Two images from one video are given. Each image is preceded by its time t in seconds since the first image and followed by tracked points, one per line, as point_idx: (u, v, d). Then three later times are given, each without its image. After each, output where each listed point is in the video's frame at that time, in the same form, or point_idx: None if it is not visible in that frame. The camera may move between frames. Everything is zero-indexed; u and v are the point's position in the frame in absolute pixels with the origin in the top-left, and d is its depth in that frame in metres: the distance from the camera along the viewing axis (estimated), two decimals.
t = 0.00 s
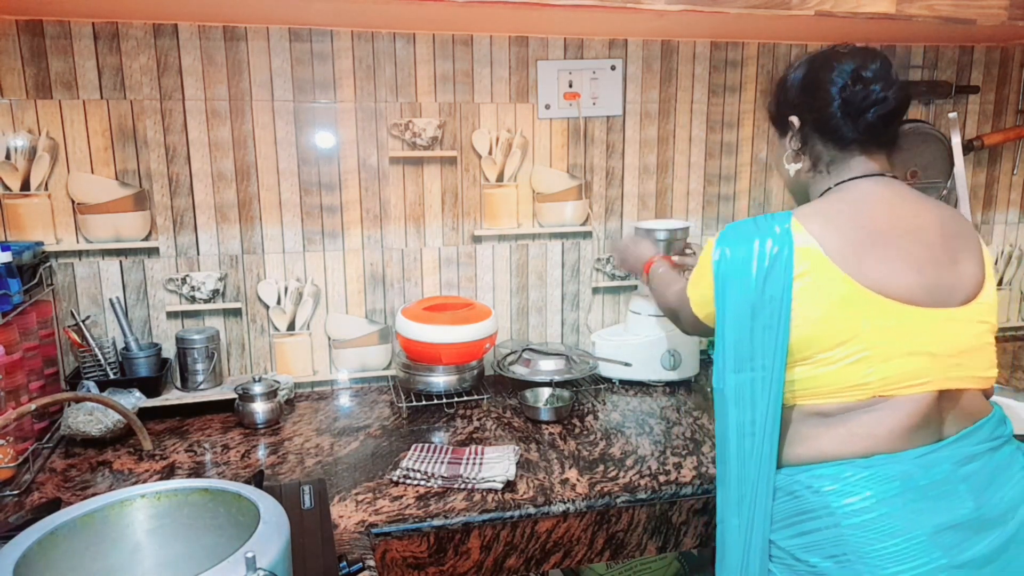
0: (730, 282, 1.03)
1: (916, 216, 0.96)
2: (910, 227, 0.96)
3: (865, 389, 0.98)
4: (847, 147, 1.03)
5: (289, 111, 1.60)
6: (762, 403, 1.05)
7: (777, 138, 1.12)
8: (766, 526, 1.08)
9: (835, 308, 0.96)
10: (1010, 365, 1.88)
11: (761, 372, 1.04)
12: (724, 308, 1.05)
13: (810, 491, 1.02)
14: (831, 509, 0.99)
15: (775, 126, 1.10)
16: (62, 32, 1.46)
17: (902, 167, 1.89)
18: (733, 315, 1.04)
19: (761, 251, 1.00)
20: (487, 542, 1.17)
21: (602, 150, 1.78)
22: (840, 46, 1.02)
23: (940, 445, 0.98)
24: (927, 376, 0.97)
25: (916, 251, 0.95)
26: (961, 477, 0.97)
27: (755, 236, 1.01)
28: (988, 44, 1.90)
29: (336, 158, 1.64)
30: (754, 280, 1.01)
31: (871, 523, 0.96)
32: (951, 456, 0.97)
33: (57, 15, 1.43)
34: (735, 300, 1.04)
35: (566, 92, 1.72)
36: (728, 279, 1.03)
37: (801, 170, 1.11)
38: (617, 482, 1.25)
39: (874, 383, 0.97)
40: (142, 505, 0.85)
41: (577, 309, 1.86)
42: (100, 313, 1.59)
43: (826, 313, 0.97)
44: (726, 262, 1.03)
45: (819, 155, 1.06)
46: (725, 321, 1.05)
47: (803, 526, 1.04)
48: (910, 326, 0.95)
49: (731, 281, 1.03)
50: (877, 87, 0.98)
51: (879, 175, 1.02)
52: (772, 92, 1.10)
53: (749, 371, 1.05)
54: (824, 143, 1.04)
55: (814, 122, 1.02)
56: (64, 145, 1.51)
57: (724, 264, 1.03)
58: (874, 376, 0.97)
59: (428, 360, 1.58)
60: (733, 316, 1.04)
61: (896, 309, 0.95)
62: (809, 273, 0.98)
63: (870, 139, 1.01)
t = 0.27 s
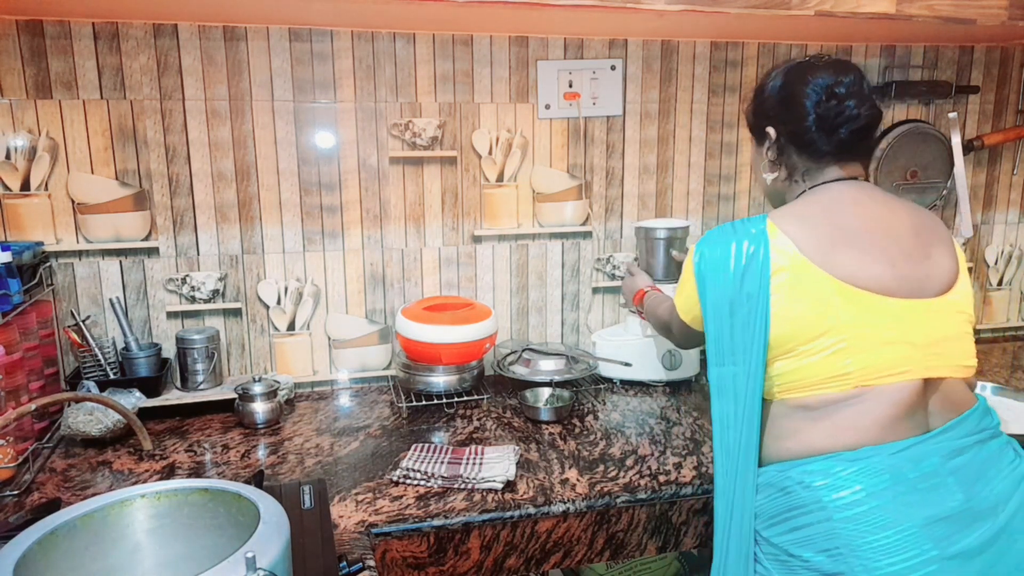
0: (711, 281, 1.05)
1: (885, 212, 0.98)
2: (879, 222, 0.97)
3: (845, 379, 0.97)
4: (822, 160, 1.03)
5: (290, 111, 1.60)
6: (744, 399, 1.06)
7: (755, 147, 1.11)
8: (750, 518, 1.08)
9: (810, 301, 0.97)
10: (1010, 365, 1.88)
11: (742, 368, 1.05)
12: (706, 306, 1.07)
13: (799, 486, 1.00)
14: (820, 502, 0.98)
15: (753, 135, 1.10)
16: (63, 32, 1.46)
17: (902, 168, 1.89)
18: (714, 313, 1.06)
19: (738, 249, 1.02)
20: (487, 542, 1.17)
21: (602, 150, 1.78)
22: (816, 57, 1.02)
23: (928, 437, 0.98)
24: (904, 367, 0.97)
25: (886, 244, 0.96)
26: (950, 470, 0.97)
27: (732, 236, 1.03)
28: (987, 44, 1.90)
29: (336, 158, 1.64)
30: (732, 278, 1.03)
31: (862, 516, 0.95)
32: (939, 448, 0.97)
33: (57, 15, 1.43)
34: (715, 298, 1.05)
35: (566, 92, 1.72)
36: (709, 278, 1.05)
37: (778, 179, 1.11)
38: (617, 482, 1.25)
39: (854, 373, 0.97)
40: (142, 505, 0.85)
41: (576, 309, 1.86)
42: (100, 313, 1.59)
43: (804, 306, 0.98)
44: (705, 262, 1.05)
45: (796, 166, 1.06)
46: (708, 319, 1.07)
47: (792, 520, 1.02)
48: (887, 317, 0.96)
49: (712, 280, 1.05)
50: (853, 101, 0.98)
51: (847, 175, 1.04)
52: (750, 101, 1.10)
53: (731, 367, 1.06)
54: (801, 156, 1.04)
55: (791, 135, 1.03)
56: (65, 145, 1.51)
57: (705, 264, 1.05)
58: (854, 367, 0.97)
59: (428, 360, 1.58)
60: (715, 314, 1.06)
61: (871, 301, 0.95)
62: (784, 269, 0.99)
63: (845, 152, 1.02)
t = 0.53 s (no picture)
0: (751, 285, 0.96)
1: (929, 215, 0.94)
2: (922, 225, 0.93)
3: (882, 392, 0.96)
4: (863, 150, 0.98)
5: (289, 111, 1.60)
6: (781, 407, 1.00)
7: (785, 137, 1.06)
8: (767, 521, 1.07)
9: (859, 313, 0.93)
10: (1010, 365, 1.88)
11: (781, 375, 0.99)
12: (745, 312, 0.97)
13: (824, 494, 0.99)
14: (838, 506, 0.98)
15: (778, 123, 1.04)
16: (63, 32, 1.46)
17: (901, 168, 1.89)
18: (755, 318, 0.97)
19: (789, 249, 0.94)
20: (487, 542, 1.17)
21: (602, 150, 1.78)
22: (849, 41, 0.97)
23: (949, 445, 0.98)
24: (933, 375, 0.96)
25: (933, 251, 0.93)
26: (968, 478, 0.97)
27: (779, 236, 0.95)
28: (987, 44, 1.90)
29: (336, 158, 1.64)
30: (781, 282, 0.95)
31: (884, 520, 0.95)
32: (960, 457, 0.98)
33: (57, 15, 1.43)
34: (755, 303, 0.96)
35: (566, 92, 1.72)
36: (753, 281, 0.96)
37: (813, 170, 1.05)
38: (617, 482, 1.25)
39: (892, 387, 0.95)
40: (142, 505, 0.85)
41: (576, 309, 1.86)
42: (100, 313, 1.59)
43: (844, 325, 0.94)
44: (749, 263, 0.96)
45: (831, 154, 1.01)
46: (746, 326, 0.98)
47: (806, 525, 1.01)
48: (930, 333, 0.93)
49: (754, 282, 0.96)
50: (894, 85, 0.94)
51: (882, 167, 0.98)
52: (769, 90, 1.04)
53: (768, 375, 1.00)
54: (839, 145, 0.99)
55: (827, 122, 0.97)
56: (64, 145, 1.51)
57: (747, 265, 0.96)
58: (892, 381, 0.95)
59: (428, 359, 1.58)
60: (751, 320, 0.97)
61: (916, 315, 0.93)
62: (838, 275, 0.93)
63: (888, 141, 0.97)
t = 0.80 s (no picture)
0: (880, 319, 0.85)
1: None
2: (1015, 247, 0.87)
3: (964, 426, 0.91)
4: (934, 135, 0.89)
5: (290, 112, 1.60)
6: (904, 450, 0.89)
7: (831, 147, 0.96)
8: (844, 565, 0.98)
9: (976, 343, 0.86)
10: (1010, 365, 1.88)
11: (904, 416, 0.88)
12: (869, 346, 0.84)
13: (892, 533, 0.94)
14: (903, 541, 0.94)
15: (828, 131, 0.94)
16: (62, 32, 1.46)
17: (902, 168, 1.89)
18: (885, 353, 0.85)
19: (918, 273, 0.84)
20: (487, 542, 1.17)
21: (602, 150, 1.78)
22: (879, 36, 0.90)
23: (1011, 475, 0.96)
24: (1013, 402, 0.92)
25: None
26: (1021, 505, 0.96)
27: (904, 260, 0.85)
28: (988, 44, 1.90)
29: (336, 158, 1.64)
30: (913, 309, 0.84)
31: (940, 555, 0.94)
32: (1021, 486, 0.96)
33: (57, 15, 1.43)
34: (876, 337, 0.85)
35: (566, 92, 1.72)
36: (883, 313, 0.84)
37: (876, 170, 0.94)
38: (617, 482, 1.25)
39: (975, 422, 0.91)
40: (142, 505, 0.85)
41: (577, 309, 1.86)
42: (100, 313, 1.59)
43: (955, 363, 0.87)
44: (876, 293, 0.84)
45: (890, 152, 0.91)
46: (873, 364, 0.85)
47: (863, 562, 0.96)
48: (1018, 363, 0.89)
49: (880, 313, 0.85)
50: (948, 61, 0.86)
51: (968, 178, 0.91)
52: (802, 105, 0.96)
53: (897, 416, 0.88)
54: (906, 135, 0.89)
55: (885, 114, 0.87)
56: (64, 145, 1.51)
57: (874, 294, 0.84)
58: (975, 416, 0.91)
59: (428, 360, 1.58)
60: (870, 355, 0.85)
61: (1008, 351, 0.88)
62: (961, 303, 0.85)
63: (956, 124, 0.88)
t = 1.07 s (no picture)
0: (880, 327, 0.86)
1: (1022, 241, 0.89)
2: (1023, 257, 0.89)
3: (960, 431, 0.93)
4: (955, 143, 0.89)
5: (290, 112, 1.60)
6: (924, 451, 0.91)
7: (851, 133, 0.95)
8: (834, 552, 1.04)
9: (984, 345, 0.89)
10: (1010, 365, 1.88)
11: (923, 417, 0.90)
12: (876, 356, 0.86)
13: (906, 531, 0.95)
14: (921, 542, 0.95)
15: (851, 113, 0.92)
16: (61, 31, 1.46)
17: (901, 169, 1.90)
18: (893, 361, 0.87)
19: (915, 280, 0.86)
20: (487, 541, 1.17)
21: (602, 150, 1.78)
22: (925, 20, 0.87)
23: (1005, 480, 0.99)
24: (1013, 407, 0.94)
25: None
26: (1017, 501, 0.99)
27: (903, 267, 0.87)
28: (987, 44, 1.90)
29: (336, 158, 1.64)
30: (915, 316, 0.87)
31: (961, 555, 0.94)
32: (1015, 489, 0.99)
33: (56, 15, 1.43)
34: (883, 345, 0.87)
35: (566, 92, 1.72)
36: (887, 321, 0.87)
37: (890, 167, 0.94)
38: (617, 482, 1.25)
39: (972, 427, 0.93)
40: (141, 505, 0.85)
41: (577, 309, 1.86)
42: (100, 313, 1.59)
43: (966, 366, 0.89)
44: (877, 302, 0.86)
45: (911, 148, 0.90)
46: (881, 373, 0.87)
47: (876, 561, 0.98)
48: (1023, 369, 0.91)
49: (881, 322, 0.86)
50: (985, 70, 0.84)
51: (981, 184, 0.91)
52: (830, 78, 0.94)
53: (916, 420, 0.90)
54: (927, 137, 0.88)
55: (912, 112, 0.86)
56: (64, 144, 1.51)
57: (874, 306, 0.86)
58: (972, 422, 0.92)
59: (428, 360, 1.58)
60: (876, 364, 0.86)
61: (1003, 356, 0.90)
62: (964, 306, 0.87)
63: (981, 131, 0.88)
